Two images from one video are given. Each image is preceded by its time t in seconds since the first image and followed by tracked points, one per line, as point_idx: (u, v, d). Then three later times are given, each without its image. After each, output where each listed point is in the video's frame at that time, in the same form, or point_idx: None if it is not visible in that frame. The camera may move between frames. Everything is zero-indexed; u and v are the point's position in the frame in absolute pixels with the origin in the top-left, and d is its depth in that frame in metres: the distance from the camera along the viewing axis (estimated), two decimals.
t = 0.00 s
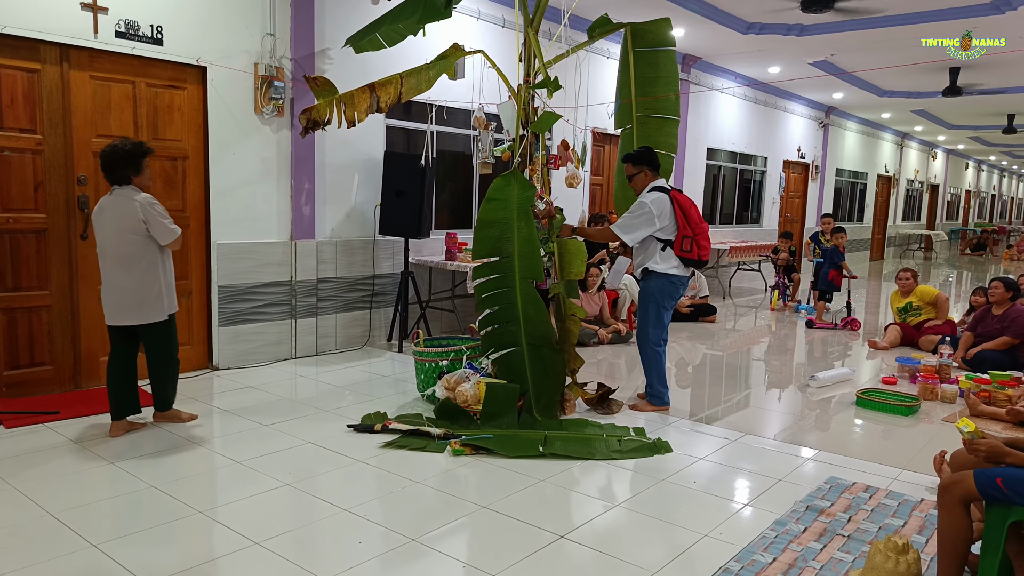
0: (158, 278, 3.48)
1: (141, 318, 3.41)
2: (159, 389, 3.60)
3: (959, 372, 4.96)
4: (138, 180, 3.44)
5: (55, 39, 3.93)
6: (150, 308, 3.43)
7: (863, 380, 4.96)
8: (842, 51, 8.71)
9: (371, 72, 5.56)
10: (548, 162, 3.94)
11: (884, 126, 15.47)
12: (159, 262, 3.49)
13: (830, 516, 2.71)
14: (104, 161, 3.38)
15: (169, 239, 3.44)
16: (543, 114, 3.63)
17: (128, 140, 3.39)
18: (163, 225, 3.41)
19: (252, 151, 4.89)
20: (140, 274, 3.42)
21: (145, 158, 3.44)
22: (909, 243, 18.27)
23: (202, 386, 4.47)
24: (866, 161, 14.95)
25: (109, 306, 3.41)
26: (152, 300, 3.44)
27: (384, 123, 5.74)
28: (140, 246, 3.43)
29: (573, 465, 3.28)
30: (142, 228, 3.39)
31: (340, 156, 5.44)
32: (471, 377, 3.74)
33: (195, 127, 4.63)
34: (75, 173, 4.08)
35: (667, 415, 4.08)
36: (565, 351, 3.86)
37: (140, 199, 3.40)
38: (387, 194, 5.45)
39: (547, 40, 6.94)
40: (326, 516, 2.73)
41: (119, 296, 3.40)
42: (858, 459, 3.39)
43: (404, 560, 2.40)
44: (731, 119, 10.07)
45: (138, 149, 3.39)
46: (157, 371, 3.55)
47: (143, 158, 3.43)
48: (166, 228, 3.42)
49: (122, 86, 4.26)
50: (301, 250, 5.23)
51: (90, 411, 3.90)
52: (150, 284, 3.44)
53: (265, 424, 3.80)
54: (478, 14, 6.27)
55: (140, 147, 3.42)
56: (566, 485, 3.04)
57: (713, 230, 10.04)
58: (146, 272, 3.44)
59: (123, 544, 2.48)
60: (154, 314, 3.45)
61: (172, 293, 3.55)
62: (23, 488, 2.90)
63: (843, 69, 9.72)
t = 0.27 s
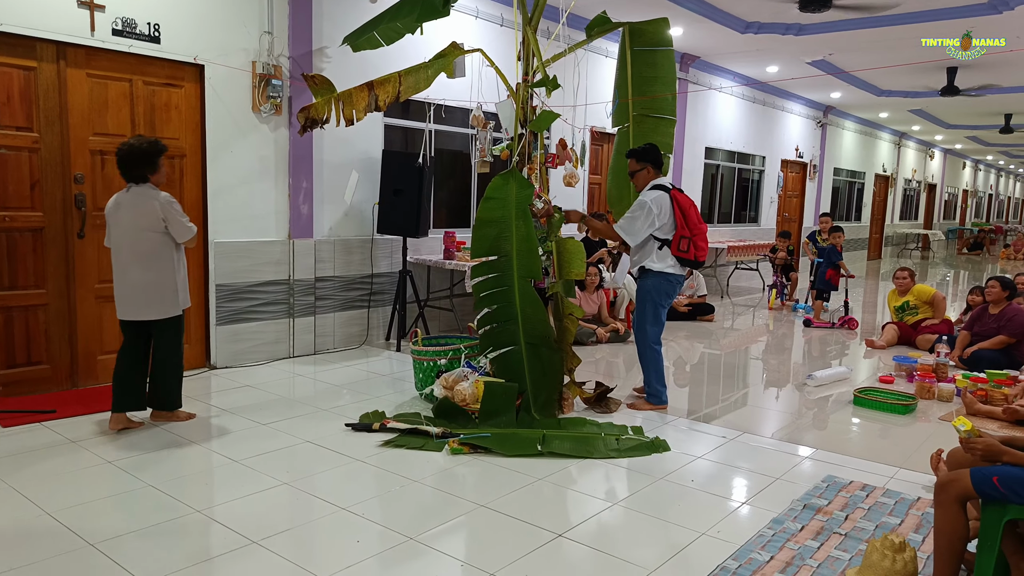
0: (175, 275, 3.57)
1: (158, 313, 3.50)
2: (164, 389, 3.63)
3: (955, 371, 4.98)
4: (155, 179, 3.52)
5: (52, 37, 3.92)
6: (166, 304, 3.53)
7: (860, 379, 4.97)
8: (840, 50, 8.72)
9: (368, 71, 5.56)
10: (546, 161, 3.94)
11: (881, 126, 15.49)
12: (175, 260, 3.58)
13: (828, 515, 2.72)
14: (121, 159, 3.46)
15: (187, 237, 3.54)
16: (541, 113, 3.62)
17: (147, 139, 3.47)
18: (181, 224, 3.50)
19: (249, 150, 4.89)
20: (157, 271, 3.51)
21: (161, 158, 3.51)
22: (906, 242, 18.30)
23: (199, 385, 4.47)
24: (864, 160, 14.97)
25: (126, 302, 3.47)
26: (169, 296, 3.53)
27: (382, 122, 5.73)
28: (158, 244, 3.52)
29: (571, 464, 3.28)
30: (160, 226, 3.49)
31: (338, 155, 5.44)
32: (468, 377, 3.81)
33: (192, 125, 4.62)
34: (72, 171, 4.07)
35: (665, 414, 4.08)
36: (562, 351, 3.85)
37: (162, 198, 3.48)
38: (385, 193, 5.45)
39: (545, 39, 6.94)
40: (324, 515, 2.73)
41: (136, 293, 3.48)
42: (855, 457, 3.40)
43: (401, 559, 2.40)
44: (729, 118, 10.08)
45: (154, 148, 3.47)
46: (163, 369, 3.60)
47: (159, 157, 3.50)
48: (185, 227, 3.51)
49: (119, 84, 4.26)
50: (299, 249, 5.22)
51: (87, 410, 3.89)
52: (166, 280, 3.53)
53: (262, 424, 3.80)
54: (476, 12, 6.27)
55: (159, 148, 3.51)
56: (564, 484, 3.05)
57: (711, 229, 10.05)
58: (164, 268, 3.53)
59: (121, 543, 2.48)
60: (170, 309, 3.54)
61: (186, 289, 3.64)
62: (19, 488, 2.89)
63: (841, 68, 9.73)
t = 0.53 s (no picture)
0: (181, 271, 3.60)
1: (161, 307, 3.53)
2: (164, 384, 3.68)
3: (951, 372, 5.00)
4: (167, 176, 3.57)
5: (49, 31, 3.91)
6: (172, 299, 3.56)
7: (856, 379, 4.99)
8: (839, 51, 8.73)
9: (367, 67, 5.56)
10: (544, 159, 3.95)
11: (879, 126, 15.51)
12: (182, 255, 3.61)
13: (823, 514, 2.73)
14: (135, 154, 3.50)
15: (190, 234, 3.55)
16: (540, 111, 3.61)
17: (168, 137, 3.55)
18: (186, 221, 3.53)
19: (247, 146, 4.88)
20: (161, 265, 3.55)
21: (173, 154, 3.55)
22: (904, 243, 18.33)
23: (196, 382, 4.46)
24: (861, 161, 14.99)
25: (130, 295, 3.53)
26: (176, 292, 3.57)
27: (380, 119, 5.73)
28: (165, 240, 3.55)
29: (567, 462, 3.29)
30: (166, 222, 3.52)
31: (336, 151, 5.43)
32: (466, 374, 3.77)
33: (190, 121, 4.62)
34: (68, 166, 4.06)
35: (661, 413, 4.09)
36: (560, 349, 3.85)
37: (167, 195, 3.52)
38: (383, 190, 5.44)
39: (544, 37, 6.94)
40: (320, 512, 2.73)
41: (141, 286, 3.53)
42: (850, 457, 3.41)
43: (397, 556, 2.40)
44: (727, 117, 10.08)
45: (167, 145, 3.51)
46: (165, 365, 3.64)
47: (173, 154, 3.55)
48: (191, 224, 3.54)
49: (117, 79, 4.24)
50: (296, 246, 5.22)
51: (83, 405, 3.88)
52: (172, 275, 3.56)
53: (259, 420, 3.80)
54: (475, 10, 6.26)
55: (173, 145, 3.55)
56: (560, 482, 3.05)
57: (709, 229, 10.05)
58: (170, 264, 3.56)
59: (116, 538, 2.48)
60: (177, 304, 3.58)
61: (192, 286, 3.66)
62: (15, 484, 2.88)
63: (839, 68, 9.73)
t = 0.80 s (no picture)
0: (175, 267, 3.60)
1: (149, 303, 3.51)
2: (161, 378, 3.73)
3: (947, 370, 5.02)
4: (163, 172, 3.55)
5: (45, 27, 3.89)
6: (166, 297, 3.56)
7: (852, 377, 5.00)
8: (836, 49, 8.73)
9: (364, 65, 5.55)
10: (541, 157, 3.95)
11: (875, 125, 15.52)
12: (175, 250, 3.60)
13: (818, 512, 2.73)
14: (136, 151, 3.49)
15: (174, 231, 3.51)
16: (536, 109, 3.60)
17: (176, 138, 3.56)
18: (170, 218, 3.49)
19: (244, 143, 4.87)
20: (148, 262, 3.53)
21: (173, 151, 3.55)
22: (900, 241, 18.37)
23: (192, 379, 4.45)
24: (858, 159, 15.01)
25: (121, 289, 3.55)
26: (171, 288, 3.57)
27: (377, 116, 5.72)
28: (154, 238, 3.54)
29: (564, 460, 3.29)
30: (149, 218, 3.49)
31: (333, 148, 5.42)
32: (462, 372, 3.76)
33: (186, 118, 4.60)
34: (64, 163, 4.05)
35: (657, 410, 4.10)
36: (557, 347, 3.85)
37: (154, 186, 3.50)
38: (380, 188, 5.43)
39: (541, 35, 6.93)
40: (316, 509, 2.73)
41: (131, 281, 3.54)
42: (846, 454, 3.42)
43: (393, 553, 2.40)
44: (724, 115, 10.09)
45: (165, 142, 3.51)
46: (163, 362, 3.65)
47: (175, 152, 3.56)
48: (175, 220, 3.50)
49: (113, 75, 4.23)
50: (293, 243, 5.21)
51: (79, 402, 3.87)
52: (166, 272, 3.56)
53: (256, 417, 3.79)
54: (472, 7, 6.25)
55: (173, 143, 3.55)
56: (556, 480, 3.05)
57: (706, 227, 10.06)
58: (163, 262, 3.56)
59: (112, 536, 2.47)
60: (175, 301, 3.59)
61: (184, 284, 3.63)
62: (11, 481, 2.87)
63: (836, 66, 9.73)
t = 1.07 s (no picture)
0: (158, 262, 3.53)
1: (134, 298, 3.49)
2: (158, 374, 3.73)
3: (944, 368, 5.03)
4: (158, 168, 3.53)
5: (42, 24, 3.87)
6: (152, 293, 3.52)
7: (849, 375, 5.00)
8: (834, 47, 8.73)
9: (361, 62, 5.53)
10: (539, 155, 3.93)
11: (873, 123, 15.54)
12: (162, 246, 3.54)
13: (815, 510, 2.74)
14: (132, 148, 3.48)
15: (151, 226, 3.43)
16: (534, 107, 3.59)
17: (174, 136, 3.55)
18: (146, 214, 3.42)
19: (241, 140, 4.85)
20: (133, 257, 3.50)
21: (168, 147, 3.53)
22: (897, 239, 18.40)
23: (189, 377, 4.44)
24: (855, 158, 15.03)
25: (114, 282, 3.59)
26: (156, 284, 3.51)
27: (374, 113, 5.71)
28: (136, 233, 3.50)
29: (561, 458, 3.29)
30: (128, 213, 3.47)
31: (330, 146, 5.41)
32: (460, 369, 3.76)
33: (183, 115, 4.58)
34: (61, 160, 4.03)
35: (653, 408, 4.10)
36: (553, 345, 3.86)
37: (141, 182, 3.48)
38: (377, 185, 5.42)
39: (538, 33, 6.91)
40: (313, 507, 2.73)
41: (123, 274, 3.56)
42: (843, 453, 3.42)
43: (390, 551, 2.40)
44: (721, 113, 10.09)
45: (160, 138, 3.49)
46: (159, 357, 3.64)
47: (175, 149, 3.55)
48: (151, 216, 3.43)
49: (110, 72, 4.21)
50: (290, 241, 5.20)
51: (76, 400, 3.86)
52: (152, 268, 3.51)
53: (253, 415, 3.78)
54: (470, 5, 6.24)
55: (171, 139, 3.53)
56: (553, 478, 3.05)
57: (703, 225, 10.07)
58: (148, 258, 3.51)
59: (109, 533, 2.47)
60: (163, 296, 3.54)
61: (172, 280, 3.56)
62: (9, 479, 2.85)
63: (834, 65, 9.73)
